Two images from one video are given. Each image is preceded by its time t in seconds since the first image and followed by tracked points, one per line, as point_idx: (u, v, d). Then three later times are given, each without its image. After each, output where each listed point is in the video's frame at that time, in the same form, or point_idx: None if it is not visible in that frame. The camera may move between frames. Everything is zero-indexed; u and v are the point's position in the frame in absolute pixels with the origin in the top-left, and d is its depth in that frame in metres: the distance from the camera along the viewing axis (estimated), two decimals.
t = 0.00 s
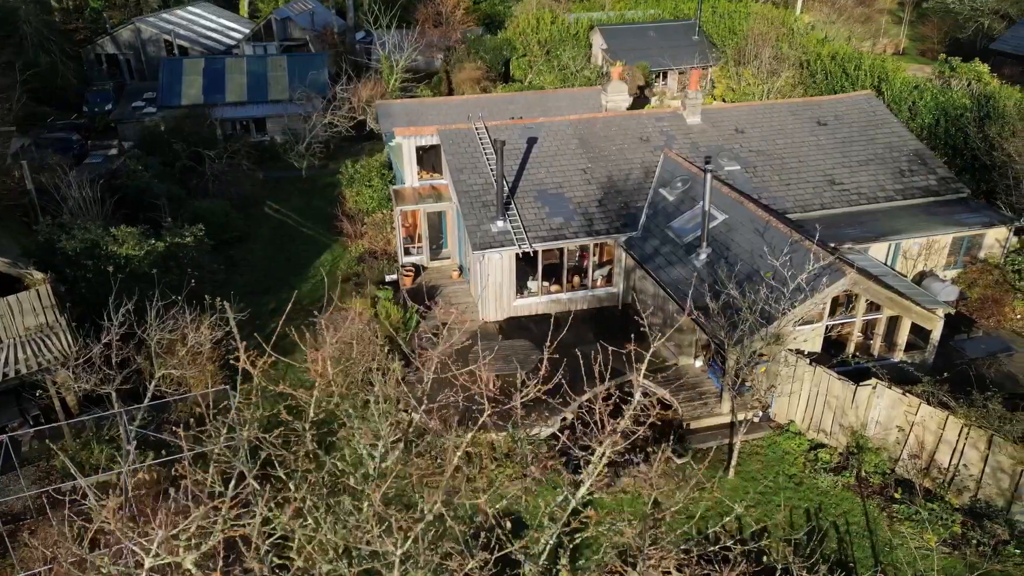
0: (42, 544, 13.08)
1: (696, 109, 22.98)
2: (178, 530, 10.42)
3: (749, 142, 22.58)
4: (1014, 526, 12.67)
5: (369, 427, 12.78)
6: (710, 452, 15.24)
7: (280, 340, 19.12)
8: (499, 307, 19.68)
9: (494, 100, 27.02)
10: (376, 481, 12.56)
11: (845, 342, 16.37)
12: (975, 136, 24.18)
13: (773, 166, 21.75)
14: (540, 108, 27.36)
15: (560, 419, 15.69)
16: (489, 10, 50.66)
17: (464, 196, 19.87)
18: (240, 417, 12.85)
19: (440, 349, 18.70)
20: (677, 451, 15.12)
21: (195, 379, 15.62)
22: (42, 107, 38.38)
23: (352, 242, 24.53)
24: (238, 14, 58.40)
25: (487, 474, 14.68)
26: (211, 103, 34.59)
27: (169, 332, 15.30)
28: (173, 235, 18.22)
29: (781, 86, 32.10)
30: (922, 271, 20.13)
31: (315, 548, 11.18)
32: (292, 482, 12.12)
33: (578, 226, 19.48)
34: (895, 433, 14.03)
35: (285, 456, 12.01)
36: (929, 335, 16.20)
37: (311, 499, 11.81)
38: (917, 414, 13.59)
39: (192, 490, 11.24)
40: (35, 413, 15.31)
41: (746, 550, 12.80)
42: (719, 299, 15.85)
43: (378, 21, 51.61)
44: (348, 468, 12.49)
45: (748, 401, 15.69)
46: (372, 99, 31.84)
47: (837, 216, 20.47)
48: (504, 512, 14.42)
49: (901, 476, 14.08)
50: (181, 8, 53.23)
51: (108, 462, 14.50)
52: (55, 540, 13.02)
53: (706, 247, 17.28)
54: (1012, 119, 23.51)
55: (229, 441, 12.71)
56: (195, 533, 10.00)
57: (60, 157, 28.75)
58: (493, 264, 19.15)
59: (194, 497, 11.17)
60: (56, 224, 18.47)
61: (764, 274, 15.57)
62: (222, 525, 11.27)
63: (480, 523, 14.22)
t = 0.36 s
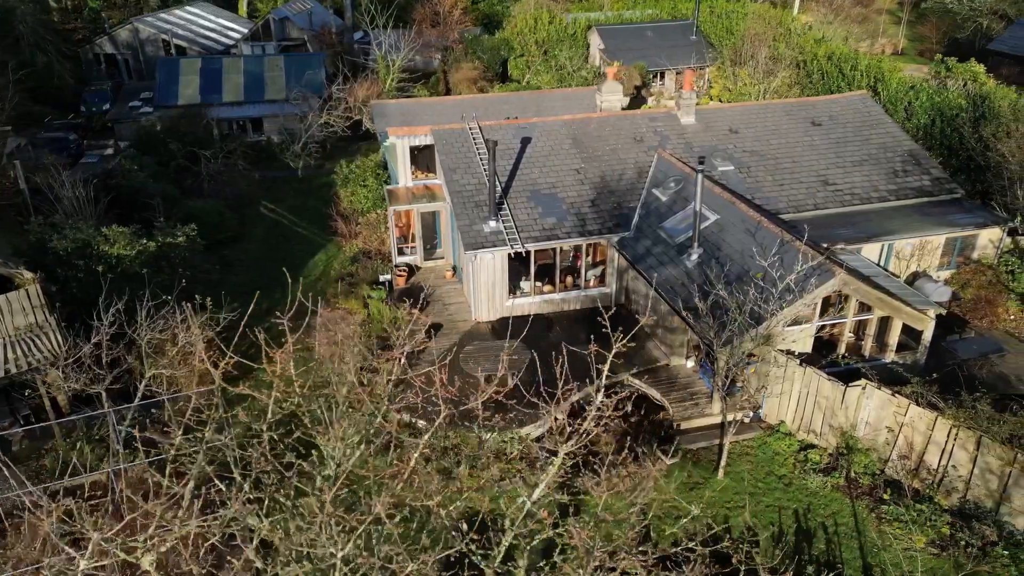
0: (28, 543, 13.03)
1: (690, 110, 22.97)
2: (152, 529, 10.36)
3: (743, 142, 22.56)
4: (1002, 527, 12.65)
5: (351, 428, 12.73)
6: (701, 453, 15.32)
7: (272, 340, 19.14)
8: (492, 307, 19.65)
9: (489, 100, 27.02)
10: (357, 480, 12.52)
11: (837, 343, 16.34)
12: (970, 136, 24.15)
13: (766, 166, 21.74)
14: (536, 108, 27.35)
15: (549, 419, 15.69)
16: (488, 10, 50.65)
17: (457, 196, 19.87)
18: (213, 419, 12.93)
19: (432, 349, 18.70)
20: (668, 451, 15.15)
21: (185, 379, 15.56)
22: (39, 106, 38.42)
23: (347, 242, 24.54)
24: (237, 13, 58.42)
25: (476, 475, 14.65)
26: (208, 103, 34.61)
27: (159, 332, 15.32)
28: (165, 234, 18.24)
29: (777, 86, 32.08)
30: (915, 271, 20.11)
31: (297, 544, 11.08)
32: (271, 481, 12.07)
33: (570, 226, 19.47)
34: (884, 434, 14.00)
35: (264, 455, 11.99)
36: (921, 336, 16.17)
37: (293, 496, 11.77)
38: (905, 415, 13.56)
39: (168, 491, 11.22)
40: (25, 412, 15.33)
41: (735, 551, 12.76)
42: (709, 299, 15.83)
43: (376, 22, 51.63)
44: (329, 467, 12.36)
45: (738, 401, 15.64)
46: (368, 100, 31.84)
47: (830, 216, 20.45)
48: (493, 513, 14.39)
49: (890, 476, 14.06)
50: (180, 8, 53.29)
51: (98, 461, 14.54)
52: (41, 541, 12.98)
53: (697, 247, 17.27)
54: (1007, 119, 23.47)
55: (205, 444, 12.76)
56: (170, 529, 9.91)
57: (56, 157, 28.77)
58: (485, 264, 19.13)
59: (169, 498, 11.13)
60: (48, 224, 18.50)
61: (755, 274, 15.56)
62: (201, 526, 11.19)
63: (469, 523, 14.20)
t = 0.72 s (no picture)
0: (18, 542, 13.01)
1: (685, 110, 22.94)
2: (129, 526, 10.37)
3: (737, 143, 22.54)
4: (990, 528, 12.62)
5: (317, 418, 12.63)
6: (690, 453, 15.31)
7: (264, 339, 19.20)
8: (484, 307, 19.63)
9: (484, 100, 27.02)
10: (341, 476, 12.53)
11: (827, 343, 16.32)
12: (965, 136, 24.11)
13: (760, 166, 21.73)
14: (531, 108, 27.34)
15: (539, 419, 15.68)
16: (486, 10, 50.65)
17: (449, 196, 19.85)
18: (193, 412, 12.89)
19: (424, 349, 18.70)
20: (658, 452, 15.14)
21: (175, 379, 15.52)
22: (37, 106, 38.48)
23: (341, 242, 24.54)
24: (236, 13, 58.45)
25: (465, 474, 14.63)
26: (205, 102, 34.63)
27: (149, 331, 15.34)
28: (157, 234, 18.22)
29: (773, 86, 32.06)
30: (908, 272, 20.07)
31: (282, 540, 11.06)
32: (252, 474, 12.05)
33: (563, 226, 19.47)
34: (873, 435, 13.97)
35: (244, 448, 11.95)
36: (911, 336, 16.13)
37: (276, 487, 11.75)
38: (894, 415, 13.54)
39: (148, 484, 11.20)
40: (15, 411, 15.31)
41: (723, 552, 12.74)
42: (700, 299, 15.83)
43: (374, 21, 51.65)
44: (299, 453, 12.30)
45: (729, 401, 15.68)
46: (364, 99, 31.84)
47: (823, 216, 20.44)
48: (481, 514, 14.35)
49: (879, 477, 14.03)
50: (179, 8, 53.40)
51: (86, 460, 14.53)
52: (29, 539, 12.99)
53: (689, 247, 17.27)
54: (1002, 120, 23.42)
55: (184, 439, 12.81)
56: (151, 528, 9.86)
57: (52, 157, 28.79)
58: (477, 264, 19.11)
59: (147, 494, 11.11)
60: (40, 224, 18.50)
61: (744, 274, 15.55)
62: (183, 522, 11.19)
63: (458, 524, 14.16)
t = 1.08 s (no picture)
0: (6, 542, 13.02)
1: (679, 110, 22.92)
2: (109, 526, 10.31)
3: (731, 143, 22.52)
4: (978, 530, 12.60)
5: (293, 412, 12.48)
6: (680, 454, 15.29)
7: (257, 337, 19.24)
8: (477, 307, 19.63)
9: (480, 100, 27.02)
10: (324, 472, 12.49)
11: (818, 344, 16.30)
12: (960, 137, 24.05)
13: (754, 167, 21.71)
14: (527, 108, 27.33)
15: (529, 418, 15.67)
16: (485, 10, 50.63)
17: (442, 196, 19.83)
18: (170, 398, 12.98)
19: (416, 349, 18.71)
20: (648, 453, 15.10)
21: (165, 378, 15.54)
22: (35, 105, 38.59)
23: (335, 242, 24.55)
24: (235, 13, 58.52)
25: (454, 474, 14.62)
26: (202, 102, 34.67)
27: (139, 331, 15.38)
28: (149, 233, 18.20)
29: (770, 86, 32.00)
30: (901, 273, 20.04)
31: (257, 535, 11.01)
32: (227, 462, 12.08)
33: (555, 226, 19.45)
34: (862, 436, 13.95)
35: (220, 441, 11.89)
36: (902, 337, 16.11)
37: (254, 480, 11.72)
38: (883, 417, 13.51)
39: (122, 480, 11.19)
40: (5, 411, 15.31)
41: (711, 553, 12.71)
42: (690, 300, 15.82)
43: (373, 21, 51.68)
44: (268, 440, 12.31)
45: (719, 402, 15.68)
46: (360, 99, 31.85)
47: (817, 217, 20.40)
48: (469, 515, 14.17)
49: (868, 479, 14.01)
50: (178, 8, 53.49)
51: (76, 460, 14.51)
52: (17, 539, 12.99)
53: (680, 247, 17.26)
54: (997, 120, 23.36)
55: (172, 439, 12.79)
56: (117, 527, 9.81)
57: (47, 157, 28.85)
58: (470, 264, 19.09)
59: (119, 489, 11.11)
60: (33, 223, 18.50)
61: (734, 275, 15.54)
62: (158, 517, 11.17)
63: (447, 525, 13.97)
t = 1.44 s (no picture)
0: None
1: (673, 110, 22.90)
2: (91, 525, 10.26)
3: (725, 143, 22.50)
4: (965, 531, 12.59)
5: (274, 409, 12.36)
6: (669, 454, 15.27)
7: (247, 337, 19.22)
8: (468, 307, 19.62)
9: (474, 100, 27.02)
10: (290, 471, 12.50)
11: (808, 344, 16.29)
12: (955, 138, 24.01)
13: (747, 167, 21.69)
14: (521, 108, 27.31)
15: (518, 419, 15.63)
16: (483, 10, 50.59)
17: (434, 196, 19.82)
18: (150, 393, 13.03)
19: (407, 348, 18.69)
20: (636, 453, 15.09)
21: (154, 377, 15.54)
22: (33, 105, 38.73)
23: (329, 241, 24.55)
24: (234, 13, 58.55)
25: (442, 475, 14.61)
26: (198, 102, 34.69)
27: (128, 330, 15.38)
28: (139, 232, 18.29)
29: (766, 86, 31.96)
30: (893, 274, 20.00)
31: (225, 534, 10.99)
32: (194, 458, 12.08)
33: (547, 226, 19.44)
34: (850, 437, 13.95)
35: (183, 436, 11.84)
36: (893, 338, 16.09)
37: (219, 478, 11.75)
38: (871, 417, 13.51)
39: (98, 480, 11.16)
40: None
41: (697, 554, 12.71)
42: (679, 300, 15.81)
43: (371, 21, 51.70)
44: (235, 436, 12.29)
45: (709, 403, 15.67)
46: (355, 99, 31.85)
47: (809, 217, 20.37)
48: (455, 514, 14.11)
49: (856, 480, 14.00)
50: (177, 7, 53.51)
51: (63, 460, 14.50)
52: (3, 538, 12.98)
53: (670, 248, 17.24)
54: (992, 120, 23.29)
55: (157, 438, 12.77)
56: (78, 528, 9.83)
57: (42, 156, 28.88)
58: (461, 264, 19.08)
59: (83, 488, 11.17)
60: (25, 223, 18.52)
61: (724, 275, 15.54)
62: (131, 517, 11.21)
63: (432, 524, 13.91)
